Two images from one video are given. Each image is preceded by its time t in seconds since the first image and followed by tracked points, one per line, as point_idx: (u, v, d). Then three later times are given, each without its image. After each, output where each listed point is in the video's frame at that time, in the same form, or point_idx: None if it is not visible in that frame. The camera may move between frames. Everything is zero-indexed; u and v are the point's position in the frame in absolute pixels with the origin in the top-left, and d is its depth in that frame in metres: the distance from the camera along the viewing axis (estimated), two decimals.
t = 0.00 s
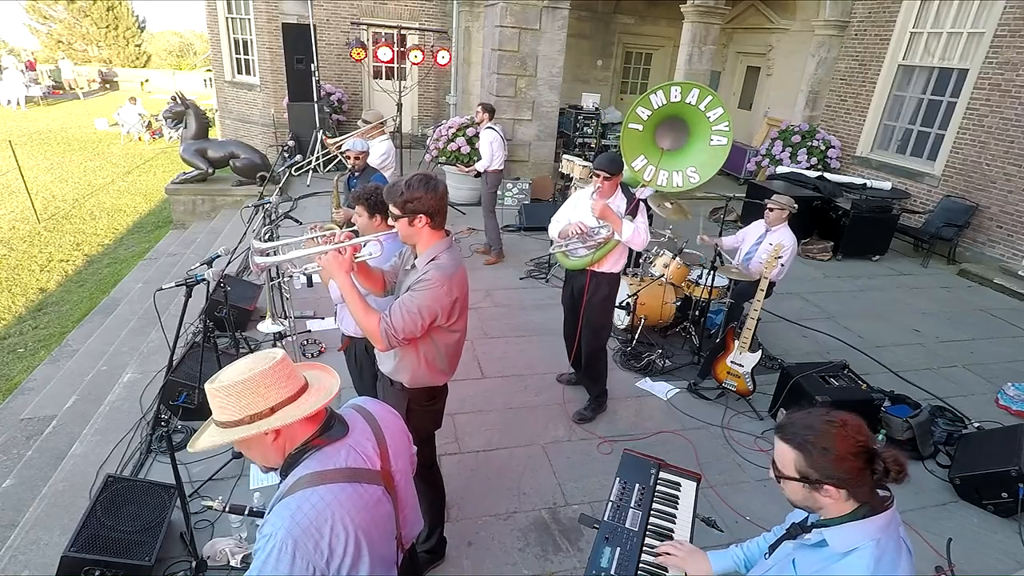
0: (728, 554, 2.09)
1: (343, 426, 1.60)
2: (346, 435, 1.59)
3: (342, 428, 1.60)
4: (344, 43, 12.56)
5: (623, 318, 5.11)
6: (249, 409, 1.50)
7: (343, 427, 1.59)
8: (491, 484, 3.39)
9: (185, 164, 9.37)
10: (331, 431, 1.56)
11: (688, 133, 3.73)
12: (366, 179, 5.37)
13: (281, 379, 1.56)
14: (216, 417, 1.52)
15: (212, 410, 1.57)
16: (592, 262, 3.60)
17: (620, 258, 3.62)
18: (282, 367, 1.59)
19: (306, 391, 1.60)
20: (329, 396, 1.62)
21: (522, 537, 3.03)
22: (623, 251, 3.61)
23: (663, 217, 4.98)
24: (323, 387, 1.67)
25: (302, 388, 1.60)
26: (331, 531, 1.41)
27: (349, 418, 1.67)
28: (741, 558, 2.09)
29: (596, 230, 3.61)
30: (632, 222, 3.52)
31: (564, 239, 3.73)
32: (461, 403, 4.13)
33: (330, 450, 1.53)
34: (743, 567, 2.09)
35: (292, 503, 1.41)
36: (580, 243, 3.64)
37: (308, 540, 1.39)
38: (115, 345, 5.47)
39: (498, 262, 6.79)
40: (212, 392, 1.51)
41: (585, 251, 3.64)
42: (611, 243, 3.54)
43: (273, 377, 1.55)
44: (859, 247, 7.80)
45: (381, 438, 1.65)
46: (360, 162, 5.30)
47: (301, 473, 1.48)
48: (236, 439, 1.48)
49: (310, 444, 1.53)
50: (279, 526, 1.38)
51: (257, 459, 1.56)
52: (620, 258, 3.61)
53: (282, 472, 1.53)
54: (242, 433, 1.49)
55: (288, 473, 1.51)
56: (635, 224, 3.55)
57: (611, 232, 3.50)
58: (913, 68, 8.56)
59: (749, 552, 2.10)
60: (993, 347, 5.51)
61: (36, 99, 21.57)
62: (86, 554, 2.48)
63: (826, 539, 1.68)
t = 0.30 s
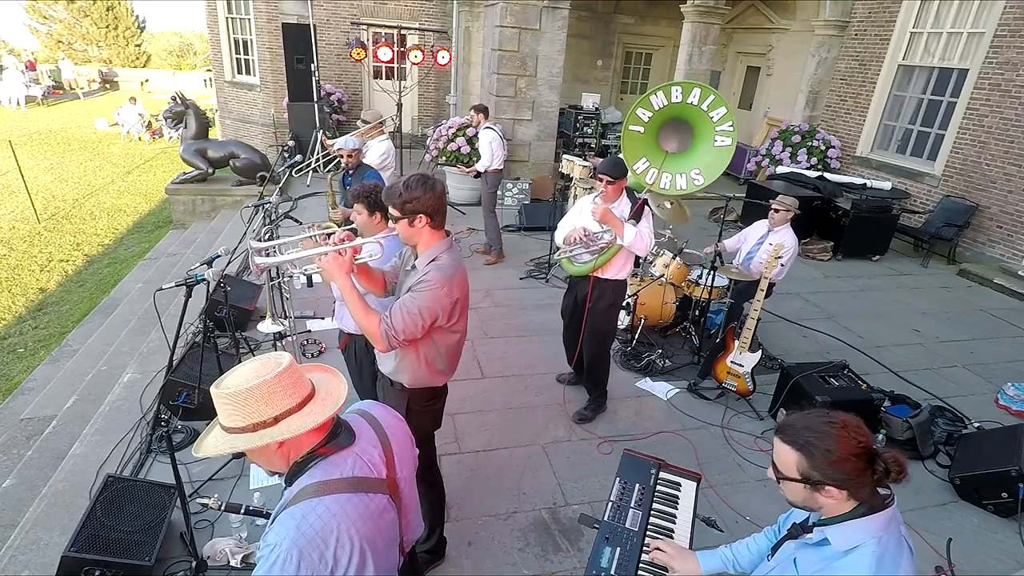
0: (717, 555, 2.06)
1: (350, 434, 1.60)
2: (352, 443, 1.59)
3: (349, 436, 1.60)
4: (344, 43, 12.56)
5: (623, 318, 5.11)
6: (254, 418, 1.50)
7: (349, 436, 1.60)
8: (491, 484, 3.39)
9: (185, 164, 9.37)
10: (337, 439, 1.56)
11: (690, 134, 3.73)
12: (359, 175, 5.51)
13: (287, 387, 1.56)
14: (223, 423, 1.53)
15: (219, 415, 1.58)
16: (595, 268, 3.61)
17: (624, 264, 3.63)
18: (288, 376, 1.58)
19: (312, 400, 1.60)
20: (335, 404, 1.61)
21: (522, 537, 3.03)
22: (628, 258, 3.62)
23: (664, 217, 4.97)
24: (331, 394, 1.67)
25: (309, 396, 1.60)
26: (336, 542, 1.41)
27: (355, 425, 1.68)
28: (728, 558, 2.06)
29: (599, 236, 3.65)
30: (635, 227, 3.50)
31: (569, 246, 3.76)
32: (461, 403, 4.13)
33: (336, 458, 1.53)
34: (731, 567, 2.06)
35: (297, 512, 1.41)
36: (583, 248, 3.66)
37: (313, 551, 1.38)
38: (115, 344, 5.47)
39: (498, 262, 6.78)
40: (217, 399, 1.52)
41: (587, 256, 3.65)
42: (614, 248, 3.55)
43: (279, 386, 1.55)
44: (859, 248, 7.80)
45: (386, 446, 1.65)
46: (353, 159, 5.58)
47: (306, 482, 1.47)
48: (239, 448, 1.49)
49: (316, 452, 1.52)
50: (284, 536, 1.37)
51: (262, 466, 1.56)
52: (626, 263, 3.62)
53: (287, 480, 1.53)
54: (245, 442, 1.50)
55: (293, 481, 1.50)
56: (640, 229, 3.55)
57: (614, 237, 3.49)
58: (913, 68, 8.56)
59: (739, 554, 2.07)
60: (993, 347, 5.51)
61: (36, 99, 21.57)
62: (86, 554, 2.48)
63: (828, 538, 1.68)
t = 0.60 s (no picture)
0: (718, 547, 2.07)
1: (360, 445, 1.60)
2: (362, 454, 1.59)
3: (360, 447, 1.59)
4: (344, 43, 12.56)
5: (624, 318, 5.11)
6: (266, 424, 1.50)
7: (360, 446, 1.59)
8: (490, 484, 3.39)
9: (185, 164, 9.37)
10: (348, 449, 1.56)
11: (684, 133, 3.74)
12: (355, 173, 5.53)
13: (301, 395, 1.55)
14: (235, 425, 1.54)
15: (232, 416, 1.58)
16: (592, 268, 3.60)
17: (623, 266, 3.61)
18: (304, 384, 1.57)
19: (326, 409, 1.59)
20: (348, 415, 1.60)
21: (522, 537, 3.03)
22: (627, 260, 3.58)
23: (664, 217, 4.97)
24: (344, 404, 1.65)
25: (322, 405, 1.59)
26: (342, 555, 1.40)
27: (367, 435, 1.68)
28: (730, 551, 2.06)
29: (596, 235, 3.61)
30: (632, 228, 3.48)
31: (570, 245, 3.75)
32: (461, 403, 4.13)
33: (346, 469, 1.53)
34: (732, 561, 2.06)
35: (305, 523, 1.40)
36: (581, 248, 3.61)
37: (319, 562, 1.37)
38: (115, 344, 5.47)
39: (498, 262, 6.79)
40: (232, 400, 1.52)
41: (586, 257, 3.60)
42: (608, 248, 3.51)
43: (293, 393, 1.54)
44: (859, 248, 7.80)
45: (396, 459, 1.65)
46: (349, 158, 5.60)
47: (314, 492, 1.46)
48: (247, 453, 1.49)
49: (326, 462, 1.52)
50: (291, 546, 1.37)
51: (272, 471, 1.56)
52: (625, 265, 3.59)
53: (295, 487, 1.52)
54: (254, 446, 1.51)
55: (301, 489, 1.50)
56: (636, 230, 3.50)
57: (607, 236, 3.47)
58: (913, 68, 8.56)
59: (740, 547, 2.08)
60: (992, 347, 5.51)
61: (36, 99, 21.58)
62: (86, 554, 2.48)
63: (826, 537, 1.69)
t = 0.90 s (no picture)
0: (726, 554, 2.07)
1: (373, 458, 1.60)
2: (375, 467, 1.59)
3: (372, 460, 1.59)
4: (344, 43, 12.56)
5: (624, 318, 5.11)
6: (280, 433, 1.50)
7: (373, 459, 1.59)
8: (490, 484, 3.39)
9: (185, 164, 9.37)
10: (362, 462, 1.56)
11: (673, 136, 3.66)
12: (352, 171, 5.51)
13: (316, 406, 1.54)
14: (249, 431, 1.53)
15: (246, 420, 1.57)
16: (584, 268, 3.67)
17: (616, 270, 3.62)
18: (320, 394, 1.56)
19: (341, 421, 1.58)
20: (362, 428, 1.59)
21: (522, 537, 3.03)
22: (619, 264, 3.59)
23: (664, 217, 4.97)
24: (359, 417, 1.64)
25: (337, 417, 1.57)
26: (354, 571, 1.39)
27: (379, 449, 1.69)
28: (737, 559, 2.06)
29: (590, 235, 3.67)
30: (621, 231, 3.50)
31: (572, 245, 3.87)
32: (461, 403, 4.13)
33: (359, 482, 1.53)
34: (741, 566, 2.07)
35: (320, 536, 1.39)
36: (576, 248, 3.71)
37: None
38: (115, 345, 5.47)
39: (498, 262, 6.78)
40: (247, 406, 1.51)
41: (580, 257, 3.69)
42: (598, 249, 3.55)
43: (308, 404, 1.53)
44: (859, 248, 7.80)
45: (406, 474, 1.66)
46: (348, 157, 5.61)
47: (327, 505, 1.46)
48: (258, 462, 1.48)
49: (340, 475, 1.52)
50: (304, 560, 1.35)
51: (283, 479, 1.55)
52: (617, 268, 3.60)
53: (306, 498, 1.51)
54: (265, 454, 1.50)
55: (313, 501, 1.49)
56: (626, 233, 3.52)
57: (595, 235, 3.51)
58: (913, 68, 8.56)
59: (748, 551, 2.08)
60: (993, 347, 5.51)
61: (36, 99, 21.56)
62: (86, 554, 2.48)
63: (828, 540, 1.68)
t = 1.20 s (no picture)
0: (737, 556, 2.08)
1: (380, 473, 1.60)
2: (383, 482, 1.59)
3: (380, 474, 1.60)
4: (344, 43, 12.56)
5: (624, 318, 5.10)
6: (281, 454, 1.49)
7: (380, 474, 1.59)
8: (490, 484, 3.39)
9: (185, 164, 9.37)
10: (370, 479, 1.56)
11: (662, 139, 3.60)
12: (354, 171, 5.56)
13: (317, 427, 1.52)
14: (252, 450, 1.53)
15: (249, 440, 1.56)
16: (576, 266, 3.68)
17: (607, 269, 3.62)
18: (323, 413, 1.53)
19: (344, 441, 1.56)
20: (368, 445, 1.58)
21: (522, 537, 3.03)
22: (609, 263, 3.59)
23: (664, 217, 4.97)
24: (365, 433, 1.63)
25: (339, 437, 1.55)
26: None
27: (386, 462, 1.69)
28: (749, 558, 2.07)
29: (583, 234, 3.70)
30: (610, 232, 3.51)
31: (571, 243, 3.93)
32: (461, 403, 4.13)
33: (370, 498, 1.53)
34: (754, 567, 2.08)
35: (338, 557, 1.38)
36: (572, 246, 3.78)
37: None
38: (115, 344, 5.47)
39: (498, 262, 6.79)
40: (249, 425, 1.50)
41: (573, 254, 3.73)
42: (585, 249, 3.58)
43: (309, 426, 1.50)
44: (859, 248, 7.80)
45: (413, 483, 1.68)
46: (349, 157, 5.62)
47: (340, 526, 1.45)
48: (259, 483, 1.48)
49: (351, 493, 1.51)
50: None
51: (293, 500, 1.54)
52: (608, 268, 3.60)
53: (316, 519, 1.50)
54: (268, 474, 1.50)
55: (326, 522, 1.48)
56: (614, 233, 3.51)
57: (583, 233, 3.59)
58: (913, 68, 8.56)
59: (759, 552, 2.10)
60: (993, 347, 5.51)
61: (36, 99, 21.56)
62: (86, 554, 2.48)
63: (823, 542, 1.69)
